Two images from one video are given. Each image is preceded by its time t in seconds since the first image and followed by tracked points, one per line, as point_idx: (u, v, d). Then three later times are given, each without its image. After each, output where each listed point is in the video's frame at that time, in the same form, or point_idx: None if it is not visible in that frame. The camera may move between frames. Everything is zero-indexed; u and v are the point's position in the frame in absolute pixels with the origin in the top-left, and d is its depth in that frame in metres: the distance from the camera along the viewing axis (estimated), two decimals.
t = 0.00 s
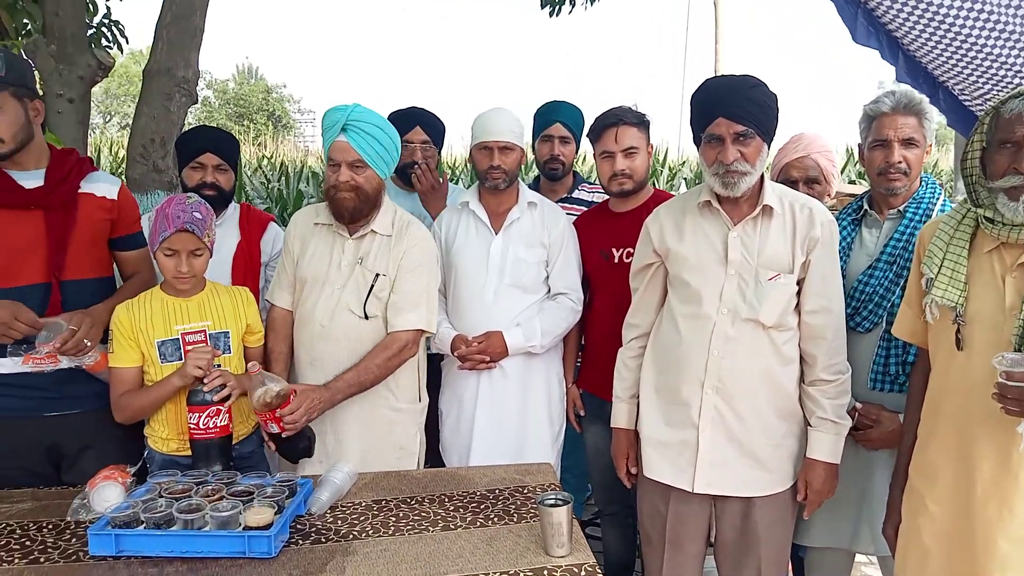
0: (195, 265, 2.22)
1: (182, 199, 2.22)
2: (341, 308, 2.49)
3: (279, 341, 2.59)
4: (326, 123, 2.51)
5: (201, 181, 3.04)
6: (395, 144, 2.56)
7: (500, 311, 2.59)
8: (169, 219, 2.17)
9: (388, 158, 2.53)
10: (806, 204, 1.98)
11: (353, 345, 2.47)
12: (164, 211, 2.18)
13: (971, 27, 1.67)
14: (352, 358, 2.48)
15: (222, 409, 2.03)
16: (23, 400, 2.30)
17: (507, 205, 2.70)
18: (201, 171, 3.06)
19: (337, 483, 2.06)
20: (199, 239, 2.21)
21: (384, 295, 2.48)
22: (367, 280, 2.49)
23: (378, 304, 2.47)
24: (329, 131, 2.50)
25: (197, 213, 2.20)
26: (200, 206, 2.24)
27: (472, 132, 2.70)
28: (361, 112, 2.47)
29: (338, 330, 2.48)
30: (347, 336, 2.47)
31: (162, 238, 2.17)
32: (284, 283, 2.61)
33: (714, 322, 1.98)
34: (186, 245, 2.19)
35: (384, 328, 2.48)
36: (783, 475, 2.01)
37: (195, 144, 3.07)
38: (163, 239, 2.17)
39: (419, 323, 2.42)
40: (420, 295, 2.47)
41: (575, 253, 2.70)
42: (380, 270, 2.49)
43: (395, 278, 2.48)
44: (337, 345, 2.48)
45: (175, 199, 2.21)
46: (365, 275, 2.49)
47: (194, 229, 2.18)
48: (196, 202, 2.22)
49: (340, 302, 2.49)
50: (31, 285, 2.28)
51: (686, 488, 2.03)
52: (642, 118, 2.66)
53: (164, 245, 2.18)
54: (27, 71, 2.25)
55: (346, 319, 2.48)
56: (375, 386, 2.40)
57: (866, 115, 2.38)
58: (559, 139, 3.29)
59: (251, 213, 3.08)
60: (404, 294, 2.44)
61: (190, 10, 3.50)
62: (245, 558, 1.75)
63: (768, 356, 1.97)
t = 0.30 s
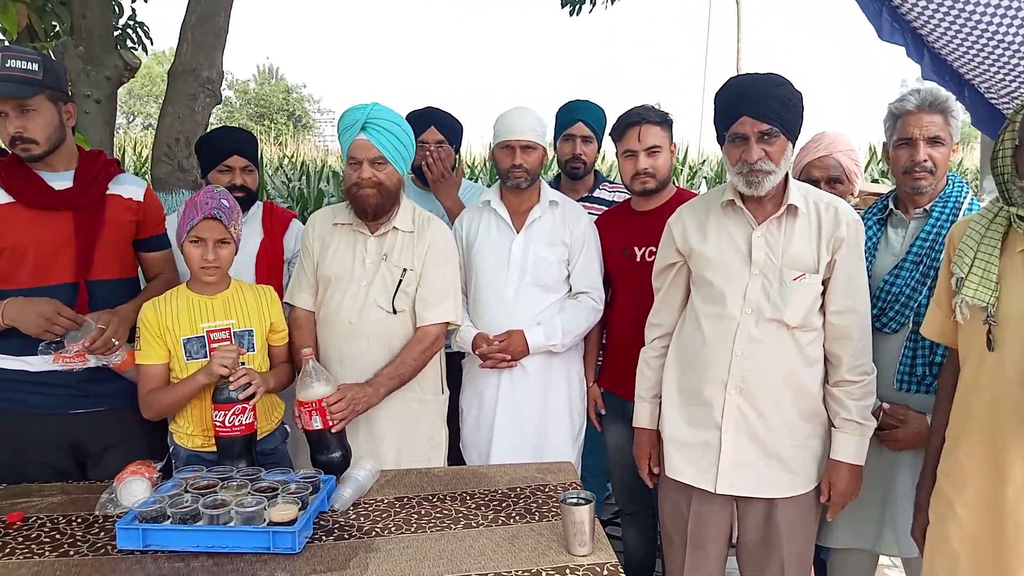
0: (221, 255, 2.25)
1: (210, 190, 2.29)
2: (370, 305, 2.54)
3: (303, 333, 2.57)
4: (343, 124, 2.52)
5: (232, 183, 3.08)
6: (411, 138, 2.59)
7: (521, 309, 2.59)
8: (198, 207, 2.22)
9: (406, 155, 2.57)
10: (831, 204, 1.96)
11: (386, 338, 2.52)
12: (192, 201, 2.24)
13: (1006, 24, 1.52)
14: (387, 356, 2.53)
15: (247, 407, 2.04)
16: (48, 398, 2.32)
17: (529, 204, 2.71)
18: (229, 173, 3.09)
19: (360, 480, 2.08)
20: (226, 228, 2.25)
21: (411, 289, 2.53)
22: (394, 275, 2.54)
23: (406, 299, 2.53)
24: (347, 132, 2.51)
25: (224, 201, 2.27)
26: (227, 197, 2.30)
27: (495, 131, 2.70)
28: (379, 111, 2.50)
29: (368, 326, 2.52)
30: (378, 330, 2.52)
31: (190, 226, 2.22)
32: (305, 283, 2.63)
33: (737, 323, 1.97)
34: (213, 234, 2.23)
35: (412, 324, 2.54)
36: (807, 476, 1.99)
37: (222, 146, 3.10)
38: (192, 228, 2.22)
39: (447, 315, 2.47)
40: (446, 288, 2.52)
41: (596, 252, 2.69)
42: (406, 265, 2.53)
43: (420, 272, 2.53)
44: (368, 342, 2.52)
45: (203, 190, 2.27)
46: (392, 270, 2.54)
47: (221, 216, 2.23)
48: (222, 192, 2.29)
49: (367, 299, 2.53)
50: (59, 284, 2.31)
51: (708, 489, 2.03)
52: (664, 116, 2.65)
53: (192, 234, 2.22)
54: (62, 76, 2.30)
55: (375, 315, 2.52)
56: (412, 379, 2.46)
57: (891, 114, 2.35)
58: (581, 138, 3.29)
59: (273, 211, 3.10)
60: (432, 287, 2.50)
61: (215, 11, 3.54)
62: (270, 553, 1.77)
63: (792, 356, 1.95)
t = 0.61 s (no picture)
0: (244, 251, 2.27)
1: (232, 186, 2.30)
2: (391, 299, 2.61)
3: (324, 330, 2.58)
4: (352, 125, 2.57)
5: (254, 184, 3.11)
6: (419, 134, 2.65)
7: (541, 308, 2.59)
8: (220, 203, 2.24)
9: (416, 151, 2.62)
10: (855, 203, 1.94)
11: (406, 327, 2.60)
12: (215, 198, 2.26)
13: None
14: (413, 349, 2.61)
15: (269, 408, 2.06)
16: (71, 396, 2.34)
17: (549, 203, 2.70)
18: (251, 174, 3.12)
19: (380, 478, 2.08)
20: (248, 224, 2.27)
21: (429, 280, 2.62)
22: (413, 268, 2.62)
23: (426, 290, 2.62)
24: (358, 132, 2.56)
25: (246, 197, 2.29)
26: (248, 192, 2.32)
27: (515, 130, 2.70)
28: (390, 109, 2.54)
29: (391, 318, 2.59)
30: (398, 320, 2.60)
31: (213, 223, 2.24)
32: (322, 284, 2.66)
33: (760, 323, 1.96)
34: (236, 231, 2.25)
35: (432, 315, 2.63)
36: (830, 478, 1.98)
37: (243, 146, 3.11)
38: (215, 224, 2.24)
39: (467, 304, 2.57)
40: (464, 276, 2.63)
41: (615, 251, 2.69)
42: (423, 258, 2.63)
43: (437, 263, 2.62)
44: (393, 334, 2.60)
45: (225, 187, 2.29)
46: (410, 263, 2.62)
47: (244, 212, 2.25)
48: (243, 189, 2.31)
49: (388, 292, 2.60)
50: (84, 282, 2.33)
51: (730, 490, 2.02)
52: (686, 115, 2.63)
53: (215, 230, 2.24)
54: (90, 78, 2.34)
55: (396, 307, 2.60)
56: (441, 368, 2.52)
57: (919, 111, 2.32)
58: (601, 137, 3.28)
59: (293, 210, 3.12)
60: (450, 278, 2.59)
61: (237, 11, 3.57)
62: (292, 550, 1.79)
63: (816, 357, 1.94)
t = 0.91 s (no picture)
0: (263, 251, 2.29)
1: (250, 185, 2.31)
2: (406, 293, 2.63)
3: (341, 327, 2.59)
4: (360, 126, 2.57)
5: (269, 184, 3.14)
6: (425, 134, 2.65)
7: (558, 309, 2.59)
8: (239, 203, 2.25)
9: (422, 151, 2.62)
10: (876, 203, 1.93)
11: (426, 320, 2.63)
12: (233, 198, 2.27)
13: None
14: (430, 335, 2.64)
15: (289, 407, 2.08)
16: (92, 394, 2.36)
17: (565, 203, 2.70)
18: (267, 174, 3.14)
19: (397, 477, 2.09)
20: (267, 224, 2.28)
21: (444, 274, 2.64)
22: (428, 263, 2.64)
23: (441, 284, 2.64)
24: (365, 133, 2.55)
25: (264, 196, 2.29)
26: (266, 191, 2.33)
27: (532, 129, 2.69)
28: (397, 109, 2.54)
29: (409, 312, 2.61)
30: (417, 314, 2.62)
31: (233, 223, 2.25)
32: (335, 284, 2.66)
33: (780, 324, 1.94)
34: (255, 230, 2.26)
35: (447, 307, 2.66)
36: (849, 481, 1.96)
37: (260, 146, 3.13)
38: (234, 224, 2.25)
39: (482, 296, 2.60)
40: (477, 271, 2.66)
41: (632, 252, 2.68)
42: (436, 252, 2.65)
43: (451, 257, 2.64)
44: (411, 326, 2.62)
45: (244, 187, 2.30)
46: (425, 258, 2.64)
47: (262, 212, 2.26)
48: (262, 188, 2.32)
49: (404, 287, 2.62)
50: (103, 283, 2.36)
51: (748, 492, 2.00)
52: (705, 115, 2.61)
53: (234, 230, 2.25)
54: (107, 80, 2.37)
55: (413, 302, 2.62)
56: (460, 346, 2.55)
57: (942, 110, 2.29)
58: (618, 136, 3.27)
59: (307, 209, 3.13)
60: (465, 273, 2.62)
61: (256, 12, 3.59)
62: (311, 548, 1.80)
63: (836, 359, 1.92)
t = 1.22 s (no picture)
0: (280, 252, 2.30)
1: (268, 187, 2.33)
2: (420, 294, 2.65)
3: (355, 327, 2.58)
4: (368, 130, 2.57)
5: (283, 185, 3.15)
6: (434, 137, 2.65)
7: (573, 312, 2.59)
8: (257, 204, 2.27)
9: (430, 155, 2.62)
10: (897, 206, 1.91)
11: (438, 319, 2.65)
12: (251, 200, 2.29)
13: None
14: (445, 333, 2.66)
15: (306, 408, 2.08)
16: (112, 394, 2.38)
17: (581, 206, 2.70)
18: (280, 175, 3.16)
19: (413, 479, 2.09)
20: (284, 225, 2.29)
21: (455, 274, 2.66)
22: (441, 263, 2.66)
23: (453, 283, 2.66)
24: (372, 138, 2.56)
25: (282, 198, 2.31)
26: (284, 194, 2.35)
27: (547, 132, 2.69)
28: (403, 113, 2.54)
29: (424, 313, 2.63)
30: (431, 315, 2.64)
31: (251, 224, 2.27)
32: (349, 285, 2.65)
33: (799, 328, 1.93)
34: (272, 231, 2.27)
35: (460, 305, 2.68)
36: (868, 486, 1.94)
37: (277, 147, 3.15)
38: (252, 225, 2.26)
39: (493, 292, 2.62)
40: (489, 270, 2.68)
41: (648, 255, 2.67)
42: (448, 251, 2.67)
43: (463, 256, 2.67)
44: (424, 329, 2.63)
45: (262, 189, 2.32)
46: (437, 258, 2.66)
47: (280, 213, 2.28)
48: (279, 190, 2.34)
49: (417, 287, 2.64)
50: (122, 285, 2.38)
51: (765, 497, 1.99)
52: (722, 118, 2.60)
53: (252, 231, 2.27)
54: (123, 81, 2.38)
55: (427, 302, 2.64)
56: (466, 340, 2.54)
57: (958, 113, 2.27)
58: (632, 138, 3.27)
59: (321, 210, 3.13)
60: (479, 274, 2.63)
61: (273, 15, 3.61)
62: (327, 549, 1.80)
63: (855, 363, 1.91)
